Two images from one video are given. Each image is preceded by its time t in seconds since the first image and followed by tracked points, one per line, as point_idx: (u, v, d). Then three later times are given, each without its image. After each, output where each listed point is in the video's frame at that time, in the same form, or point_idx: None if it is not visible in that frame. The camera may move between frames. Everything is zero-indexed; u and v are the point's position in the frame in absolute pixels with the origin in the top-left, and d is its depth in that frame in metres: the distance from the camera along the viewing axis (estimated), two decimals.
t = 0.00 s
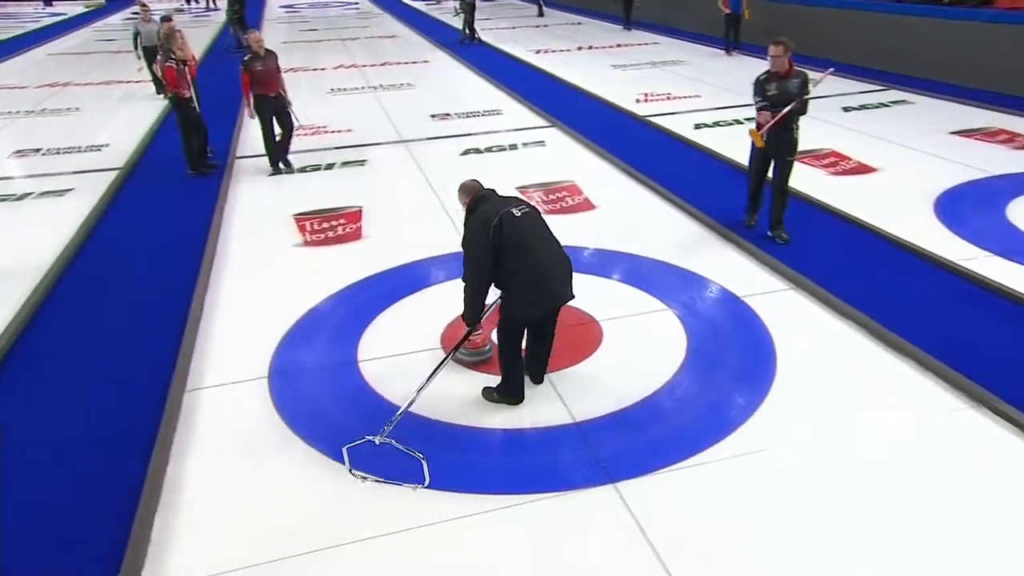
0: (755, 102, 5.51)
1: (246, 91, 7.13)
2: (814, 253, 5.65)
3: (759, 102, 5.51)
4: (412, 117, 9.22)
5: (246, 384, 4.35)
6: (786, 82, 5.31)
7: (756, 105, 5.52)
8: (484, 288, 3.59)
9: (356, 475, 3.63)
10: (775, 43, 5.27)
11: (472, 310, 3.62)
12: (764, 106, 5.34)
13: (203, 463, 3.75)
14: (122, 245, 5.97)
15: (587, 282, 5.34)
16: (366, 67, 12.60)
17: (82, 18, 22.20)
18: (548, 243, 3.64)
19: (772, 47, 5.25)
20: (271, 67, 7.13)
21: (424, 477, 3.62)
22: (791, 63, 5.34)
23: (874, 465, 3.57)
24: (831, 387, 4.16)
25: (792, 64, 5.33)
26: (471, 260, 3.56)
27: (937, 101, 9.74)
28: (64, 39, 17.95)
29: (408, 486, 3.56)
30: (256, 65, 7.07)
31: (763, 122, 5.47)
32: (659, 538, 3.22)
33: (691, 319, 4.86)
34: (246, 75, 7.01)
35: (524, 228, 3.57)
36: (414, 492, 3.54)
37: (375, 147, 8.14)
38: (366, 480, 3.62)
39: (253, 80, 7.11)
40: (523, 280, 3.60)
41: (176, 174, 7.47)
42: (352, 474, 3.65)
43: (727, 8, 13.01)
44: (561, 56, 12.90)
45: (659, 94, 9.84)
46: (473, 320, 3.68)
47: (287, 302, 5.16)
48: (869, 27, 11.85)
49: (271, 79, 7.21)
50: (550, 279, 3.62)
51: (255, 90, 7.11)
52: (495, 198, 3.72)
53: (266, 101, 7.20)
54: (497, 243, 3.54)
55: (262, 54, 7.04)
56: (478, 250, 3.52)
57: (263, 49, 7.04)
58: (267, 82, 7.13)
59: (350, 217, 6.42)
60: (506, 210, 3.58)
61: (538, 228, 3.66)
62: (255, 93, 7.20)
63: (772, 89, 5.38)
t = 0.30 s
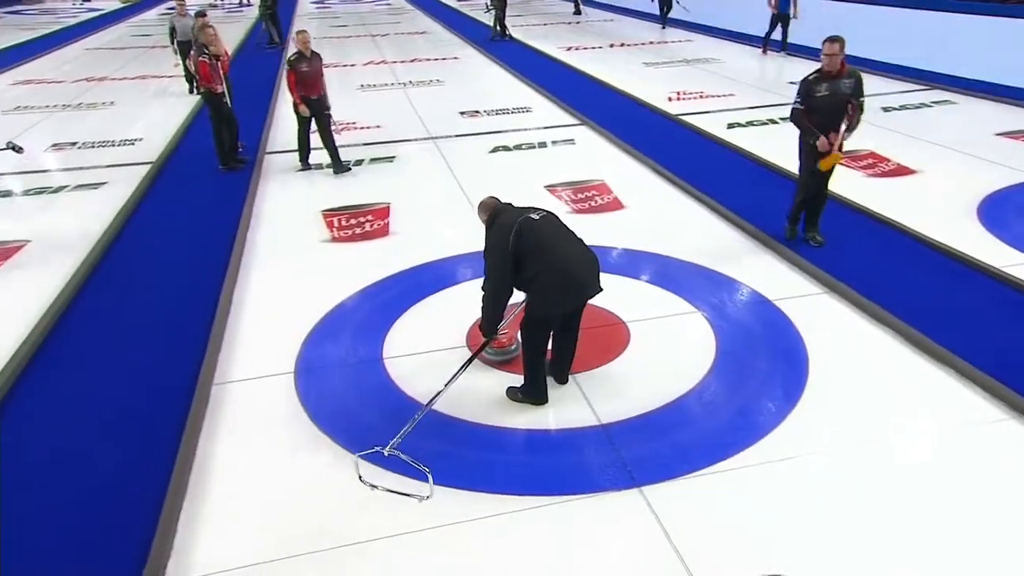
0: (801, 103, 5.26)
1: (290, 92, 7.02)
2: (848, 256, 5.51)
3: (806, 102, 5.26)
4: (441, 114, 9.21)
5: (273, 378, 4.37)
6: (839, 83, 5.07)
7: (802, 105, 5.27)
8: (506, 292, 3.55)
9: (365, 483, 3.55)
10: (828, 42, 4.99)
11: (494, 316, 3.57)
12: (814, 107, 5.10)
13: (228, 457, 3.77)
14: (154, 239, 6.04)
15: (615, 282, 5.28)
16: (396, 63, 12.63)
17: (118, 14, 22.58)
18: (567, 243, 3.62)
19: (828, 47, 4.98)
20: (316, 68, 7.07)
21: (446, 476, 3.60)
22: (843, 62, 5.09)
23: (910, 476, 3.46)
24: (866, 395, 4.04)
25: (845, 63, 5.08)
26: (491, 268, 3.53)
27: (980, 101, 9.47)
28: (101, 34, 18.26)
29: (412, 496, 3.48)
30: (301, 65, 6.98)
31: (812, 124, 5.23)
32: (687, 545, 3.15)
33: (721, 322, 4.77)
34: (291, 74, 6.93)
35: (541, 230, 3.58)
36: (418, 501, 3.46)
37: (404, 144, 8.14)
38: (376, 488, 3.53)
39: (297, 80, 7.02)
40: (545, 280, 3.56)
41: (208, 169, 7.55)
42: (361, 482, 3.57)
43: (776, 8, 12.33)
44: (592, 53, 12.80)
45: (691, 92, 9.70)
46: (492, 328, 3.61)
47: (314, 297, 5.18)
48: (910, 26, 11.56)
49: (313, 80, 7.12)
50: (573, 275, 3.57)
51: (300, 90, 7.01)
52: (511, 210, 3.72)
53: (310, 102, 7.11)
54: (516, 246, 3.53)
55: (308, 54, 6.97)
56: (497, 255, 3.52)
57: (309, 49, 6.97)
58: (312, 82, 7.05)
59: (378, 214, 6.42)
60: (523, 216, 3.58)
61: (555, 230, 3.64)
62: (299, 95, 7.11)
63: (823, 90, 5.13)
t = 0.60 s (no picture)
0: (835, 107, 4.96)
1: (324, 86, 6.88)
2: (875, 257, 5.39)
3: (839, 106, 4.96)
4: (461, 111, 9.17)
5: (289, 375, 4.35)
6: (878, 88, 4.84)
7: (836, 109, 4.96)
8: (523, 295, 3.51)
9: (378, 492, 3.44)
10: (869, 44, 4.73)
11: (511, 322, 3.54)
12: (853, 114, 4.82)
13: (244, 453, 3.75)
14: (173, 234, 6.05)
15: (635, 282, 5.20)
16: (416, 60, 12.59)
17: (140, 9, 22.76)
18: (584, 241, 3.56)
19: (869, 49, 4.73)
20: (352, 64, 6.93)
21: (461, 476, 3.55)
22: (881, 67, 4.86)
23: (938, 483, 3.36)
24: (893, 400, 3.94)
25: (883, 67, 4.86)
26: (507, 274, 3.51)
27: (1012, 100, 9.25)
28: (123, 29, 18.43)
29: (425, 508, 3.36)
30: (336, 60, 6.86)
31: (848, 129, 4.93)
32: (707, 550, 3.08)
33: (743, 323, 4.67)
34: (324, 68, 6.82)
35: (556, 231, 3.52)
36: (430, 512, 3.35)
37: (423, 141, 8.11)
38: (389, 497, 3.41)
39: (332, 75, 6.90)
40: (563, 279, 3.49)
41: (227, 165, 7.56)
42: (374, 491, 3.46)
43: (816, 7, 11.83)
44: (613, 50, 12.68)
45: (714, 90, 9.58)
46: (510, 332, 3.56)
47: (332, 294, 5.15)
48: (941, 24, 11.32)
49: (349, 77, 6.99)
50: (590, 270, 3.50)
51: (334, 85, 6.88)
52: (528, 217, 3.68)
53: (345, 98, 6.96)
54: (531, 250, 3.49)
55: (344, 49, 6.86)
56: (512, 261, 3.50)
57: (346, 44, 6.86)
58: (346, 77, 6.89)
59: (397, 212, 6.39)
60: (536, 221, 3.55)
61: (572, 231, 3.58)
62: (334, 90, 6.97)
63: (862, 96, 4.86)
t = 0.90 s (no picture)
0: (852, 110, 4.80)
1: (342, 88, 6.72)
2: (884, 257, 5.32)
3: (857, 109, 4.79)
4: (466, 109, 9.10)
5: (291, 376, 4.29)
6: (897, 89, 4.68)
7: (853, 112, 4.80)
8: (526, 299, 3.46)
9: (380, 499, 3.35)
10: (889, 44, 4.57)
11: (515, 326, 3.50)
12: (871, 116, 4.65)
13: (245, 454, 3.70)
14: (174, 232, 6.00)
15: (640, 282, 5.13)
16: (419, 57, 12.53)
17: (142, 6, 22.72)
18: (589, 240, 3.51)
19: (887, 48, 4.56)
20: (370, 67, 6.69)
21: (463, 479, 3.49)
22: (900, 67, 4.69)
23: (953, 486, 3.30)
24: (904, 401, 3.87)
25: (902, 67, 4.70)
26: (511, 279, 3.46)
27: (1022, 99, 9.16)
28: (125, 26, 18.38)
29: (427, 515, 3.27)
30: (354, 63, 6.63)
31: (867, 133, 4.77)
32: (718, 554, 3.02)
33: (750, 324, 4.60)
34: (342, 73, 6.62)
35: (557, 233, 3.48)
36: (433, 520, 3.26)
37: (427, 139, 8.05)
38: (390, 505, 3.32)
39: (349, 80, 6.71)
40: (566, 280, 3.44)
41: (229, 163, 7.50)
42: (376, 497, 3.37)
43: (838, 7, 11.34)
44: (618, 48, 12.61)
45: (721, 88, 9.49)
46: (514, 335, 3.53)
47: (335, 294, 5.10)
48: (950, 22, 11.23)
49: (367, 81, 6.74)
50: (592, 268, 3.44)
51: (352, 90, 6.68)
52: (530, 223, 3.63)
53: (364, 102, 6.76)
54: (533, 254, 3.44)
55: (362, 52, 6.60)
56: (514, 266, 3.46)
57: (363, 47, 6.60)
58: (364, 81, 6.69)
59: (400, 211, 6.33)
60: (539, 224, 3.51)
61: (574, 233, 3.53)
62: (352, 94, 6.78)
63: (880, 97, 4.70)
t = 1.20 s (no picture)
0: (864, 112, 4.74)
1: (362, 90, 6.50)
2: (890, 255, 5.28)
3: (870, 111, 4.73)
4: (470, 107, 9.07)
5: (294, 376, 4.27)
6: (912, 90, 4.61)
7: (866, 114, 4.74)
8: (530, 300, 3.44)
9: (384, 501, 3.32)
10: (903, 45, 4.51)
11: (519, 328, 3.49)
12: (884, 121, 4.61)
13: (247, 455, 3.67)
14: (178, 232, 5.98)
15: (645, 282, 5.09)
16: (423, 56, 12.50)
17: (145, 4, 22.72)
18: (594, 241, 3.49)
19: (903, 48, 4.50)
20: (388, 66, 6.54)
21: (467, 480, 3.46)
22: (915, 67, 4.62)
23: (964, 489, 3.25)
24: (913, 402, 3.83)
25: (916, 68, 4.63)
26: (514, 282, 3.44)
27: None
28: (128, 24, 18.37)
29: (430, 518, 3.24)
30: (373, 62, 6.45)
31: (879, 135, 4.72)
32: (725, 556, 2.98)
33: (756, 324, 4.55)
34: (363, 71, 6.40)
35: (560, 234, 3.45)
36: (435, 523, 3.23)
37: (430, 138, 8.02)
38: (394, 507, 3.29)
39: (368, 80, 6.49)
40: (570, 280, 3.40)
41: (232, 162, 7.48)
42: (380, 499, 3.34)
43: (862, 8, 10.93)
44: (622, 46, 12.56)
45: (726, 87, 9.45)
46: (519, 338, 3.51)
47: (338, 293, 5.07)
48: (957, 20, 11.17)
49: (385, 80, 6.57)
50: (597, 269, 3.40)
51: (373, 89, 6.47)
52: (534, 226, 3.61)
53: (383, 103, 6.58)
54: (537, 257, 3.42)
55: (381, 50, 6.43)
56: (517, 270, 3.44)
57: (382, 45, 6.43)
58: (383, 80, 6.52)
59: (403, 210, 6.30)
60: (543, 226, 3.49)
61: (578, 234, 3.50)
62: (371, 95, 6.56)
63: (893, 98, 4.62)
